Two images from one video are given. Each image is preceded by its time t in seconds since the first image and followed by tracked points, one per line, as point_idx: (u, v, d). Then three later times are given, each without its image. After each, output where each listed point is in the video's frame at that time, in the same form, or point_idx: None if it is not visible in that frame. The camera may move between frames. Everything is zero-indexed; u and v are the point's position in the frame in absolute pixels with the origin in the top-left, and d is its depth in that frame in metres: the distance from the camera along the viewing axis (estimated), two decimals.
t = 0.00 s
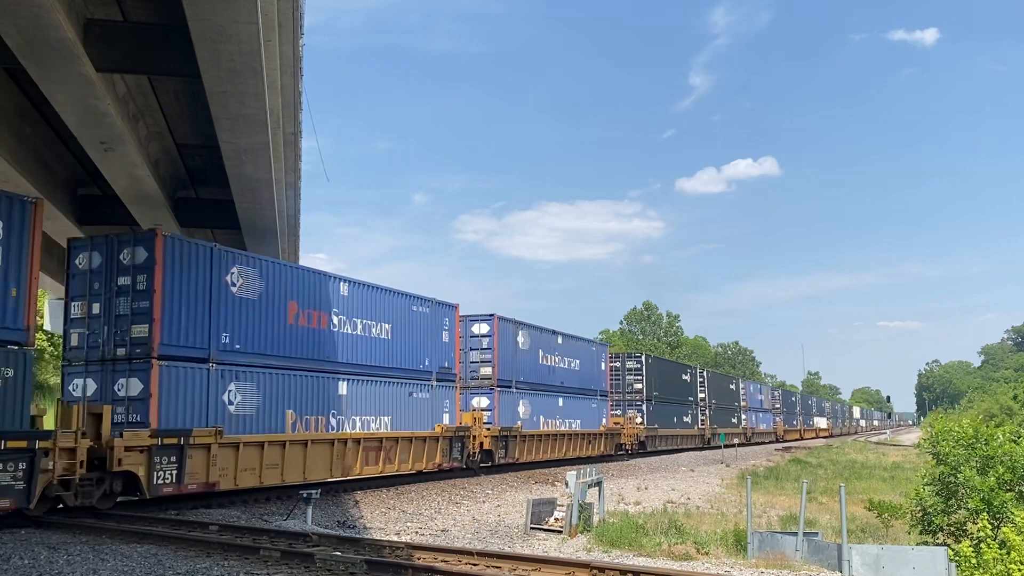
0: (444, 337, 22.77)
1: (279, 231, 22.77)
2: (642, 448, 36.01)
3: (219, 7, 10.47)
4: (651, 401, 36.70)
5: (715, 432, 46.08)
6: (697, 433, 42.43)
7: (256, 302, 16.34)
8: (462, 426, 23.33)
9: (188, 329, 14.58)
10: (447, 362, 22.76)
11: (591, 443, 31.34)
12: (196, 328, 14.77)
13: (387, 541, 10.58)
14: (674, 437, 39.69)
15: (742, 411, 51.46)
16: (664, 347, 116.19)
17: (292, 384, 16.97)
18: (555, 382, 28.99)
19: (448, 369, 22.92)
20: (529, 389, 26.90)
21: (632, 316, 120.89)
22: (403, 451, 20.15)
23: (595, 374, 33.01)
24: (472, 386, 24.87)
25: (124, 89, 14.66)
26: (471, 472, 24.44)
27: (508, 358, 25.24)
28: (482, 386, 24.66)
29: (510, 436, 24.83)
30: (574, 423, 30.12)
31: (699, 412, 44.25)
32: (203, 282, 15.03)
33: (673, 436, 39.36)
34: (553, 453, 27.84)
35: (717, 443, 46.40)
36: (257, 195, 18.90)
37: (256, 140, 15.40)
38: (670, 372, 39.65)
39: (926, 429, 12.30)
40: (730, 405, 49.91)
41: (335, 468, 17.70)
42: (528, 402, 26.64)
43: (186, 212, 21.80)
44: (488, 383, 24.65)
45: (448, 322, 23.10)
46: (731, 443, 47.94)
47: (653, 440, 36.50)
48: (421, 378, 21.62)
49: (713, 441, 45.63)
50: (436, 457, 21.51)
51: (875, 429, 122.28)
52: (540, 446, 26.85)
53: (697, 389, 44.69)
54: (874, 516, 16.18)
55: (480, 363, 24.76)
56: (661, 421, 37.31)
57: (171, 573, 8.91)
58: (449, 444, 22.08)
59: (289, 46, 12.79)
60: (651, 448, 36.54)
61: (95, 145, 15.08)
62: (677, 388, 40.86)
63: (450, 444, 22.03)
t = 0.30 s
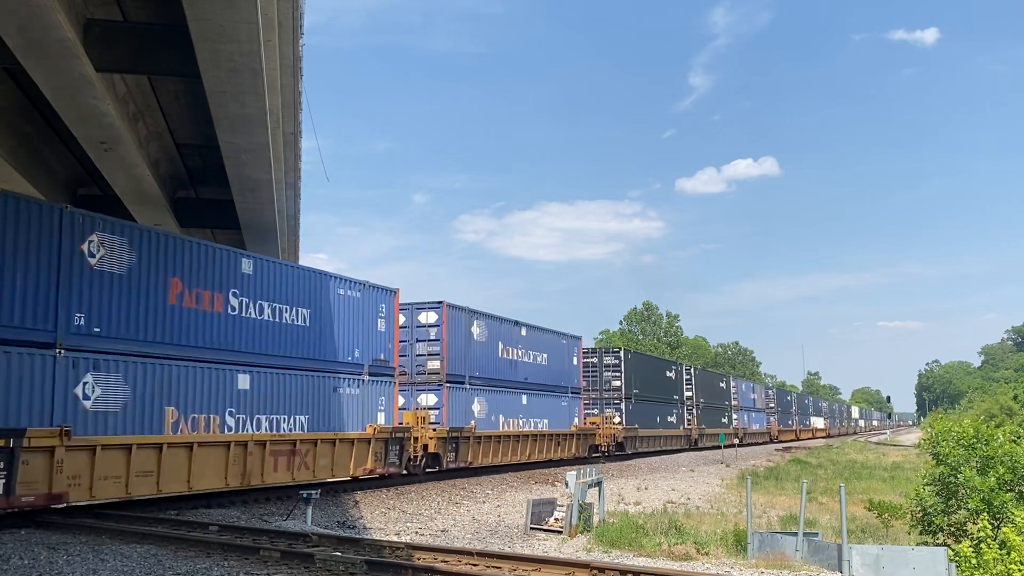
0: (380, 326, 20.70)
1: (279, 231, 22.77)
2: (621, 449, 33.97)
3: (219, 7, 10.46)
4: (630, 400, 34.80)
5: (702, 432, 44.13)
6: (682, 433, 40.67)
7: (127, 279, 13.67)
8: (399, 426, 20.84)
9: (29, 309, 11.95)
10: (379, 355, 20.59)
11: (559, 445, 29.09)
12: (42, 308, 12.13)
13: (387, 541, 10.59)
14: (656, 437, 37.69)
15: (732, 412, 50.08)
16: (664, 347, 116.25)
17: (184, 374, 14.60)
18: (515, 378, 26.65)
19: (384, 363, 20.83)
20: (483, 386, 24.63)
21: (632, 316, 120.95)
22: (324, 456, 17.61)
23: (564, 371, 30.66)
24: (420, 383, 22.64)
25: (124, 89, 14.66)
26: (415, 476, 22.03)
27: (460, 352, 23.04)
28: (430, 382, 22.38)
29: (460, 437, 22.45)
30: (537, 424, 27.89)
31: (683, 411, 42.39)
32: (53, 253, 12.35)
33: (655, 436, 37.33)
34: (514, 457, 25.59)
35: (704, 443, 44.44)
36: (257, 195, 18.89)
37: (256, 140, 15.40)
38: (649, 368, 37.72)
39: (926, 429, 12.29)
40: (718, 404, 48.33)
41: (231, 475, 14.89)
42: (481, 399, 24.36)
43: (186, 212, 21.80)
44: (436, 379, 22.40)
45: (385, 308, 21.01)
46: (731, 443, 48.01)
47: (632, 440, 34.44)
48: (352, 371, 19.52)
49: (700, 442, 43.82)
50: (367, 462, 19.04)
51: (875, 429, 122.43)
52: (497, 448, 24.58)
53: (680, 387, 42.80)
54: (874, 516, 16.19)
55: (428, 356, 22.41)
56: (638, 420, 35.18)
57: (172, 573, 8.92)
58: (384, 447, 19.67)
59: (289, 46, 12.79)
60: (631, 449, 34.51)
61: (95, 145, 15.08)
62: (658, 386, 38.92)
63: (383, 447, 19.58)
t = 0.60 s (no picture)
0: (297, 311, 17.86)
1: (279, 230, 22.77)
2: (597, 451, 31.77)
3: (219, 7, 10.46)
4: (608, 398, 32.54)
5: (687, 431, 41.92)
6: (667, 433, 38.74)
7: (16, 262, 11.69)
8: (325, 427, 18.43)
9: None
10: (294, 344, 17.62)
11: (524, 447, 26.46)
12: None
13: (387, 541, 10.59)
14: (636, 437, 35.38)
15: (723, 410, 48.48)
16: (664, 347, 116.33)
17: (22, 364, 11.62)
18: (470, 373, 23.82)
19: (301, 353, 17.89)
20: (430, 381, 21.85)
21: (632, 316, 121.04)
22: (218, 462, 14.64)
23: (531, 365, 27.79)
24: (352, 378, 20.00)
25: (124, 89, 14.69)
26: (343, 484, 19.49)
27: (402, 345, 20.41)
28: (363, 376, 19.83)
29: (399, 440, 19.96)
30: (496, 424, 25.12)
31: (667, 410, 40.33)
32: None
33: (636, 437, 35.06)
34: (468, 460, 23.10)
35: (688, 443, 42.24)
36: (257, 194, 18.89)
37: (256, 140, 15.39)
38: (628, 363, 35.34)
39: (926, 428, 12.29)
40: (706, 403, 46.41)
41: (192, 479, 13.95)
42: (428, 396, 21.66)
43: (186, 212, 21.80)
44: (370, 374, 19.77)
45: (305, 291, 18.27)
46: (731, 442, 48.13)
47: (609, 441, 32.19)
48: (260, 362, 16.58)
49: (685, 443, 41.80)
50: (278, 468, 16.19)
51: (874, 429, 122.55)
52: (448, 451, 22.11)
53: (663, 384, 40.63)
54: (874, 516, 16.21)
55: (361, 348, 19.84)
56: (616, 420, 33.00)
57: (172, 573, 8.92)
58: (300, 452, 16.91)
59: (289, 46, 12.78)
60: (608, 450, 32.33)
61: (95, 145, 15.08)
62: (638, 382, 36.66)
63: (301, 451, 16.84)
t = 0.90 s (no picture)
0: (183, 291, 14.59)
1: (279, 230, 22.77)
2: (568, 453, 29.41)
3: (219, 7, 10.47)
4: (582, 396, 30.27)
5: (672, 432, 39.61)
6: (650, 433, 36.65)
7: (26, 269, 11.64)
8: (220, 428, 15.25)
9: None
10: (176, 329, 14.28)
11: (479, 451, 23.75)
12: None
13: (388, 541, 10.58)
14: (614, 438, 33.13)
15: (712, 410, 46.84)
16: (664, 347, 116.37)
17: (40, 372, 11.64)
18: (411, 367, 21.07)
19: (187, 340, 14.52)
20: (362, 376, 19.23)
21: (632, 316, 121.11)
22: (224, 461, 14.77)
23: (488, 360, 25.00)
24: (262, 370, 17.23)
25: (124, 89, 14.70)
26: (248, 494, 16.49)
27: (323, 333, 17.87)
28: (277, 370, 17.08)
29: (317, 442, 17.18)
30: (444, 425, 22.27)
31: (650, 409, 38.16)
32: None
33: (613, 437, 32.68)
34: (408, 465, 20.39)
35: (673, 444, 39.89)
36: (257, 194, 18.88)
37: (256, 140, 15.39)
38: (603, 357, 33.07)
39: (926, 429, 12.29)
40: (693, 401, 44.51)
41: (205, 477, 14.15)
42: (358, 392, 19.01)
43: (185, 212, 21.80)
44: (283, 367, 17.07)
45: (191, 266, 14.85)
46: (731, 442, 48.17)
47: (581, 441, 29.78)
48: (132, 351, 13.36)
49: (671, 443, 39.72)
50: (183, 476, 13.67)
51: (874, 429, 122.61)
52: (381, 454, 19.42)
53: (646, 381, 38.37)
54: (875, 516, 16.21)
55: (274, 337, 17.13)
56: (591, 419, 30.81)
57: (172, 573, 8.92)
58: (227, 455, 14.85)
59: (289, 46, 12.78)
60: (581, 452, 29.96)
61: (95, 145, 15.08)
62: (616, 378, 34.34)
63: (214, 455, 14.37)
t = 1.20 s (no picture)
0: (15, 260, 11.74)
1: (279, 230, 22.77)
2: (532, 456, 26.82)
3: (219, 7, 10.47)
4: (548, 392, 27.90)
5: (653, 433, 37.16)
6: (629, 433, 34.30)
7: None
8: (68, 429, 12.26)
9: None
10: (7, 310, 11.51)
11: (421, 456, 20.49)
12: None
13: (388, 541, 10.58)
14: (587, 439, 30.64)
15: (699, 408, 44.87)
16: (664, 347, 116.36)
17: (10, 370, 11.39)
18: (334, 359, 18.25)
19: (23, 323, 11.79)
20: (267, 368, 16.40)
21: (632, 316, 121.12)
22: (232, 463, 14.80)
23: (434, 352, 22.10)
24: (142, 361, 14.43)
25: (123, 89, 14.71)
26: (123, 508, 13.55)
27: (217, 320, 15.10)
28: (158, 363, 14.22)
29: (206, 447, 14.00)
30: (380, 427, 19.51)
31: (629, 408, 35.79)
32: None
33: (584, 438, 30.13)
34: (328, 472, 17.37)
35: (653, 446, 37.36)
36: (257, 195, 18.88)
37: (256, 140, 15.39)
38: (576, 352, 30.69)
39: (925, 429, 12.29)
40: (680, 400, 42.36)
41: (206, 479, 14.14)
42: (262, 387, 16.11)
43: (185, 212, 21.80)
44: (164, 357, 14.22)
45: (29, 230, 11.98)
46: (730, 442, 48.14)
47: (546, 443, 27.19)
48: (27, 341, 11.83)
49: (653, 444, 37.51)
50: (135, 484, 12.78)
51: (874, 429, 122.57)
52: (292, 460, 16.31)
53: (626, 378, 35.92)
54: (874, 516, 16.19)
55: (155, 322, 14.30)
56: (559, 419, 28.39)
57: (172, 573, 8.92)
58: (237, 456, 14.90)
59: (289, 46, 12.79)
60: (548, 454, 27.39)
61: (95, 145, 15.08)
62: (591, 374, 31.86)
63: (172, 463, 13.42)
